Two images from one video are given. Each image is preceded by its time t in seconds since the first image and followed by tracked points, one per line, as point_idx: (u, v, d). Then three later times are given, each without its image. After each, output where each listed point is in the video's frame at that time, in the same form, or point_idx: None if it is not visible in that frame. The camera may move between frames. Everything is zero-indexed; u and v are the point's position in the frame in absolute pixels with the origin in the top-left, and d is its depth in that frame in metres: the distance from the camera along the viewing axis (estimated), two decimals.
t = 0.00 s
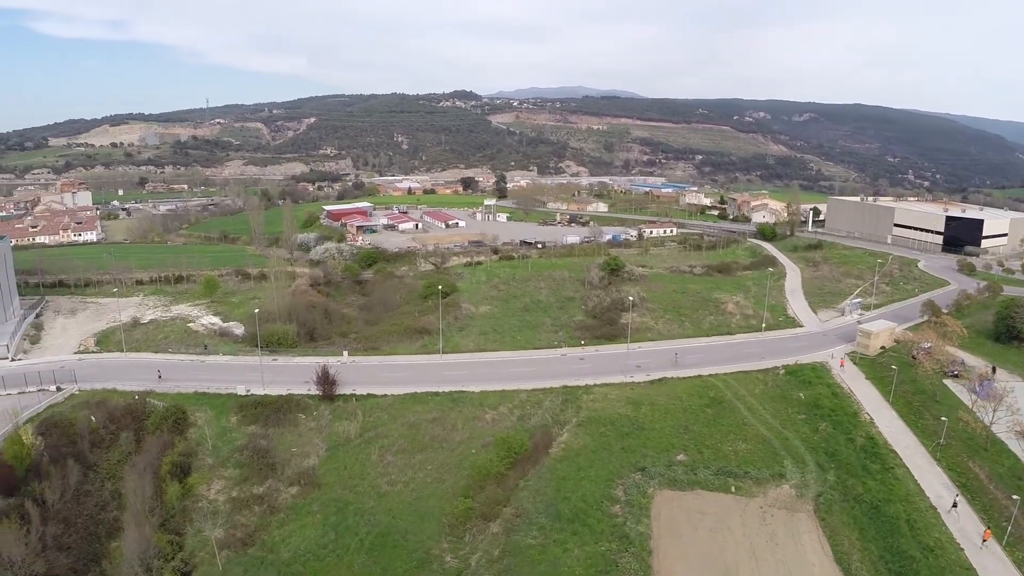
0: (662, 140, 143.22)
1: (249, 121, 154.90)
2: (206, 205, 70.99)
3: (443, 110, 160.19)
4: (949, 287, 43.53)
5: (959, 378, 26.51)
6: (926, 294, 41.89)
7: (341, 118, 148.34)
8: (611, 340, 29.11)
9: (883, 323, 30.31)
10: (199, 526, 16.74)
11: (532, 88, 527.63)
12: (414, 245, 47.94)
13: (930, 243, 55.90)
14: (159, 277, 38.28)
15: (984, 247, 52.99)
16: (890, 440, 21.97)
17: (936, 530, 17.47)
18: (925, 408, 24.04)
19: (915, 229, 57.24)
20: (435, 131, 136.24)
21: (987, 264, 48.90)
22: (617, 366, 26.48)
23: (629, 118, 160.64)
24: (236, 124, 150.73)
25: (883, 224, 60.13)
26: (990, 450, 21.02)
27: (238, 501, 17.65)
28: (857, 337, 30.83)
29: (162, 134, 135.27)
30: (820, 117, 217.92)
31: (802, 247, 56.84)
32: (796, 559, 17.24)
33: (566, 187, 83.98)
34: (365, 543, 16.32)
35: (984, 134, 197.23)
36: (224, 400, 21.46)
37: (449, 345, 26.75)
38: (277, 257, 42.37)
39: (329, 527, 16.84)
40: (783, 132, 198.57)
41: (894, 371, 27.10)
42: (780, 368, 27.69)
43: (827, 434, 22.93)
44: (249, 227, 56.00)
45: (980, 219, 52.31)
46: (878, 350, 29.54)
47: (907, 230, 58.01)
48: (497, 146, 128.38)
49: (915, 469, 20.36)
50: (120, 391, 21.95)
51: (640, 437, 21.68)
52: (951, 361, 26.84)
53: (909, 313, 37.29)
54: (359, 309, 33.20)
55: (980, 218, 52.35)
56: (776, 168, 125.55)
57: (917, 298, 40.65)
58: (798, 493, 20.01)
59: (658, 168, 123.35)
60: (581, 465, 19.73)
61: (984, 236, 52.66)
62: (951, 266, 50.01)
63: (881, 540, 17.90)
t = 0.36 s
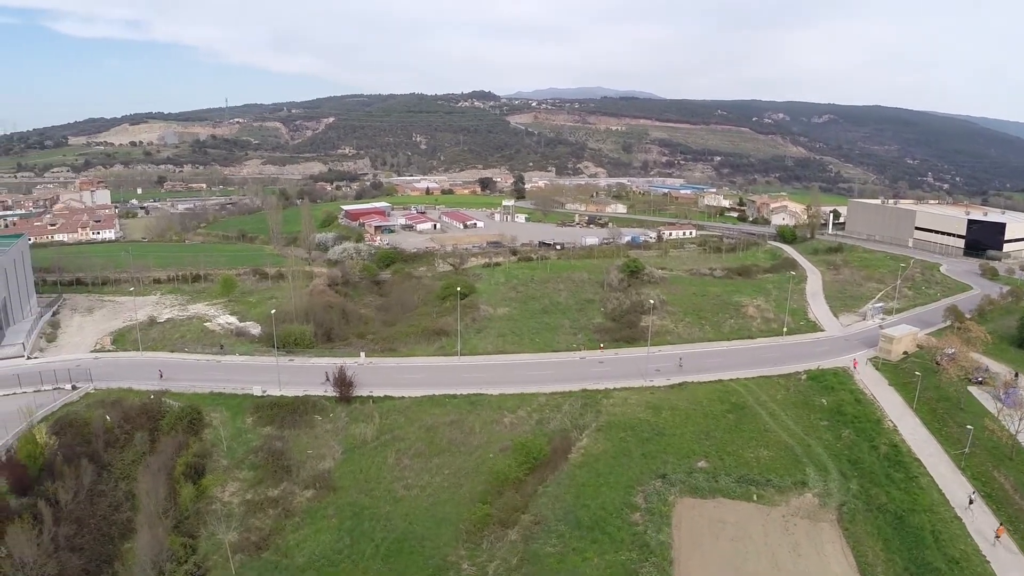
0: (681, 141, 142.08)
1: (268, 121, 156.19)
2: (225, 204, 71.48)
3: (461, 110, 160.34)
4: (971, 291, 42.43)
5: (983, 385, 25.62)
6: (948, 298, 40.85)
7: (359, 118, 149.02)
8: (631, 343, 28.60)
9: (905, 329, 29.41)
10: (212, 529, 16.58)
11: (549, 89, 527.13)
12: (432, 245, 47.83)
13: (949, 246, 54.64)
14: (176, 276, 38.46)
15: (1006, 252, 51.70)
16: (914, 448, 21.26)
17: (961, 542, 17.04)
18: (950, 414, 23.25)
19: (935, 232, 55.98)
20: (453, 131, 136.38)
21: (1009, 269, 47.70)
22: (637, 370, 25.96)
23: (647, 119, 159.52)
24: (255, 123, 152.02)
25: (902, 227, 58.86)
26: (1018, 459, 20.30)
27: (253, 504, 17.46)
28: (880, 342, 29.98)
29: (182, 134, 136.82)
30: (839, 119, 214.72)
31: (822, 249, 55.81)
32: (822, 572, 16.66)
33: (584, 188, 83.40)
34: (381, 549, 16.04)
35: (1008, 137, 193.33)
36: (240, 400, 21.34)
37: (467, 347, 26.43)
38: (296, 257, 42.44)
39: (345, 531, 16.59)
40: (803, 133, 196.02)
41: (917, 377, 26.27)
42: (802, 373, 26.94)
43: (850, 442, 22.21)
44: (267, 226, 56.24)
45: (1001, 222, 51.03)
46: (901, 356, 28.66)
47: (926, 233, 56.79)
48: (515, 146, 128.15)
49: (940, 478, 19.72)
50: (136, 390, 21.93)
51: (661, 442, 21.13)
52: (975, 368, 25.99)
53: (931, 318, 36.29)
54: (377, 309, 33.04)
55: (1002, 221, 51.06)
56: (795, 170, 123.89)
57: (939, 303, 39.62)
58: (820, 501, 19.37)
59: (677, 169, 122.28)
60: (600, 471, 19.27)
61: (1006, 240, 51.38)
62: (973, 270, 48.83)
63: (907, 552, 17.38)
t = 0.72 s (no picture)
0: (694, 141, 141.09)
1: (282, 121, 157.12)
2: (238, 203, 71.79)
3: (474, 109, 160.36)
4: (990, 294, 41.53)
5: (1004, 391, 24.85)
6: (967, 301, 39.98)
7: (372, 117, 149.49)
8: (647, 346, 28.16)
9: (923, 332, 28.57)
10: (223, 531, 16.39)
11: (564, 88, 525.70)
12: (446, 245, 47.66)
13: (967, 249, 53.53)
14: (188, 275, 38.55)
15: None
16: (934, 454, 20.68)
17: (982, 550, 16.55)
18: (969, 420, 22.60)
19: (953, 234, 54.84)
20: (467, 130, 136.42)
21: None
22: (653, 372, 25.53)
23: (661, 119, 158.59)
24: (268, 122, 152.90)
25: (919, 228, 57.76)
26: None
27: (264, 506, 17.28)
28: (898, 346, 29.25)
29: (195, 133, 137.91)
30: (854, 119, 212.22)
31: (838, 251, 54.98)
32: None
33: (598, 188, 82.94)
34: (393, 554, 15.78)
35: None
36: (252, 401, 21.20)
37: (481, 348, 26.14)
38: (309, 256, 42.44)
39: (357, 535, 16.36)
40: (818, 134, 193.99)
41: (937, 382, 25.52)
42: (819, 377, 26.31)
43: (869, 447, 21.60)
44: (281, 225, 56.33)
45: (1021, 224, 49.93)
46: (919, 359, 27.85)
47: (943, 235, 55.71)
48: (529, 146, 127.87)
49: (960, 485, 19.15)
50: (147, 390, 21.88)
51: (678, 446, 20.67)
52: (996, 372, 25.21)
53: (949, 322, 35.49)
54: (390, 309, 32.85)
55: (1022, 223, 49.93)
56: (809, 171, 122.50)
57: (958, 306, 38.81)
58: (839, 508, 18.84)
59: (690, 170, 121.40)
60: (617, 476, 18.88)
61: None
62: (991, 272, 47.83)
63: (927, 561, 16.90)
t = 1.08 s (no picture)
0: (714, 142, 139.69)
1: (301, 120, 158.28)
2: (257, 201, 72.22)
3: (493, 109, 160.36)
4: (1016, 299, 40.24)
5: None
6: (991, 306, 38.70)
7: (390, 117, 150.04)
8: (668, 349, 27.62)
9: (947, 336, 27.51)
10: (238, 534, 16.17)
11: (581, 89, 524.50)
12: (465, 245, 47.43)
13: (991, 252, 51.90)
14: (207, 273, 38.70)
15: None
16: (962, 464, 19.89)
17: (1010, 564, 15.98)
18: (996, 428, 21.76)
19: (976, 238, 53.18)
20: (485, 131, 136.39)
21: None
22: (675, 376, 24.99)
23: (680, 120, 157.26)
24: (288, 122, 154.07)
25: (941, 231, 56.14)
26: None
27: (281, 509, 17.07)
28: (923, 351, 28.30)
29: (215, 132, 139.33)
30: (874, 120, 209.11)
31: (860, 253, 53.87)
32: None
33: (618, 189, 82.26)
34: (411, 560, 15.47)
35: None
36: (270, 401, 21.06)
37: (501, 349, 25.79)
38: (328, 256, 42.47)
39: (374, 540, 16.07)
40: (838, 135, 191.29)
41: (962, 389, 24.49)
42: (842, 382, 25.52)
43: (894, 455, 20.84)
44: (299, 224, 56.52)
45: None
46: (943, 364, 26.80)
47: (965, 238, 54.05)
48: (548, 146, 127.48)
49: (989, 495, 18.40)
50: (164, 389, 21.83)
51: (701, 453, 20.07)
52: None
53: (973, 326, 34.33)
54: (409, 310, 32.63)
55: None
56: (829, 173, 120.58)
57: (981, 310, 37.61)
58: (866, 518, 18.13)
59: (710, 171, 120.16)
60: (640, 482, 18.40)
61: None
62: (1016, 276, 46.40)
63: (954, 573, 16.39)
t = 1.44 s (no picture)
0: (738, 145, 137.98)
1: (325, 121, 159.73)
2: (281, 201, 72.83)
3: (517, 111, 160.46)
4: None
5: None
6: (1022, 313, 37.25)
7: (413, 118, 150.80)
8: (695, 354, 27.05)
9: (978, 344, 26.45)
10: (258, 538, 16.00)
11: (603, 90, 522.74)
12: (489, 247, 47.19)
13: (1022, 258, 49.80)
14: (230, 273, 38.94)
15: None
16: (995, 476, 19.07)
17: None
18: None
19: (1006, 243, 51.08)
20: (509, 132, 136.51)
21: None
22: (702, 381, 24.44)
23: (704, 122, 155.56)
24: (312, 122, 155.58)
25: (969, 237, 54.17)
26: None
27: (302, 512, 16.90)
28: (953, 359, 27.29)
29: (239, 132, 141.09)
30: (900, 123, 205.19)
31: (887, 258, 52.52)
32: None
33: (642, 191, 81.54)
34: (434, 567, 15.16)
35: None
36: (292, 403, 21.00)
37: (525, 353, 25.46)
38: (353, 257, 42.59)
39: (395, 546, 15.78)
40: (863, 139, 187.96)
41: (995, 399, 23.44)
42: (872, 390, 24.72)
43: (926, 465, 20.05)
44: (323, 225, 56.81)
45: None
46: (973, 373, 25.76)
47: (994, 243, 51.99)
48: (572, 148, 127.09)
49: (1022, 507, 17.66)
50: (186, 389, 21.86)
51: (729, 461, 19.46)
52: None
53: (1004, 334, 33.04)
54: (433, 311, 32.44)
55: None
56: (854, 176, 118.20)
57: (1013, 317, 36.18)
58: (897, 531, 17.38)
59: (734, 174, 118.62)
60: (667, 491, 17.90)
61: None
62: None
63: None
